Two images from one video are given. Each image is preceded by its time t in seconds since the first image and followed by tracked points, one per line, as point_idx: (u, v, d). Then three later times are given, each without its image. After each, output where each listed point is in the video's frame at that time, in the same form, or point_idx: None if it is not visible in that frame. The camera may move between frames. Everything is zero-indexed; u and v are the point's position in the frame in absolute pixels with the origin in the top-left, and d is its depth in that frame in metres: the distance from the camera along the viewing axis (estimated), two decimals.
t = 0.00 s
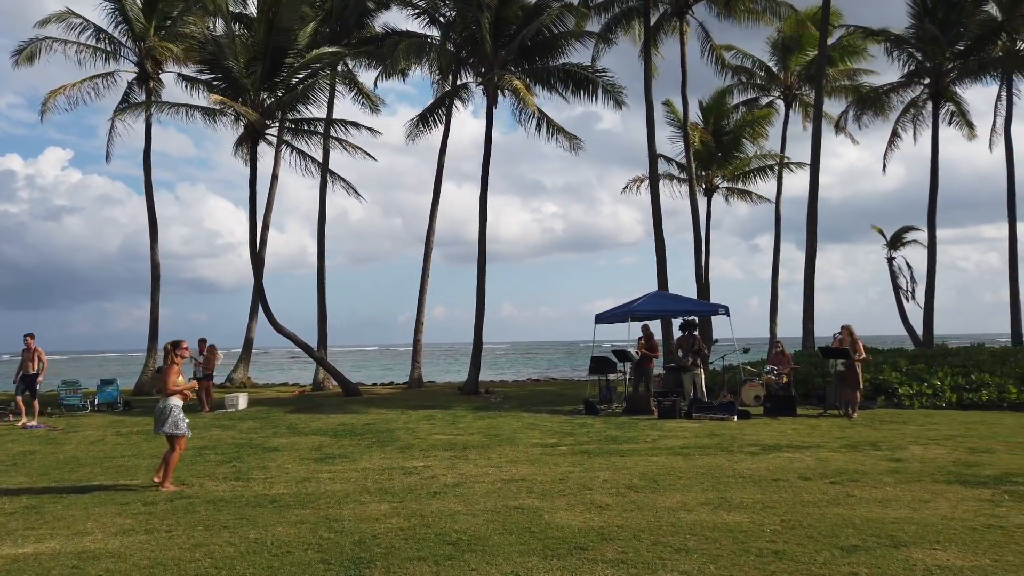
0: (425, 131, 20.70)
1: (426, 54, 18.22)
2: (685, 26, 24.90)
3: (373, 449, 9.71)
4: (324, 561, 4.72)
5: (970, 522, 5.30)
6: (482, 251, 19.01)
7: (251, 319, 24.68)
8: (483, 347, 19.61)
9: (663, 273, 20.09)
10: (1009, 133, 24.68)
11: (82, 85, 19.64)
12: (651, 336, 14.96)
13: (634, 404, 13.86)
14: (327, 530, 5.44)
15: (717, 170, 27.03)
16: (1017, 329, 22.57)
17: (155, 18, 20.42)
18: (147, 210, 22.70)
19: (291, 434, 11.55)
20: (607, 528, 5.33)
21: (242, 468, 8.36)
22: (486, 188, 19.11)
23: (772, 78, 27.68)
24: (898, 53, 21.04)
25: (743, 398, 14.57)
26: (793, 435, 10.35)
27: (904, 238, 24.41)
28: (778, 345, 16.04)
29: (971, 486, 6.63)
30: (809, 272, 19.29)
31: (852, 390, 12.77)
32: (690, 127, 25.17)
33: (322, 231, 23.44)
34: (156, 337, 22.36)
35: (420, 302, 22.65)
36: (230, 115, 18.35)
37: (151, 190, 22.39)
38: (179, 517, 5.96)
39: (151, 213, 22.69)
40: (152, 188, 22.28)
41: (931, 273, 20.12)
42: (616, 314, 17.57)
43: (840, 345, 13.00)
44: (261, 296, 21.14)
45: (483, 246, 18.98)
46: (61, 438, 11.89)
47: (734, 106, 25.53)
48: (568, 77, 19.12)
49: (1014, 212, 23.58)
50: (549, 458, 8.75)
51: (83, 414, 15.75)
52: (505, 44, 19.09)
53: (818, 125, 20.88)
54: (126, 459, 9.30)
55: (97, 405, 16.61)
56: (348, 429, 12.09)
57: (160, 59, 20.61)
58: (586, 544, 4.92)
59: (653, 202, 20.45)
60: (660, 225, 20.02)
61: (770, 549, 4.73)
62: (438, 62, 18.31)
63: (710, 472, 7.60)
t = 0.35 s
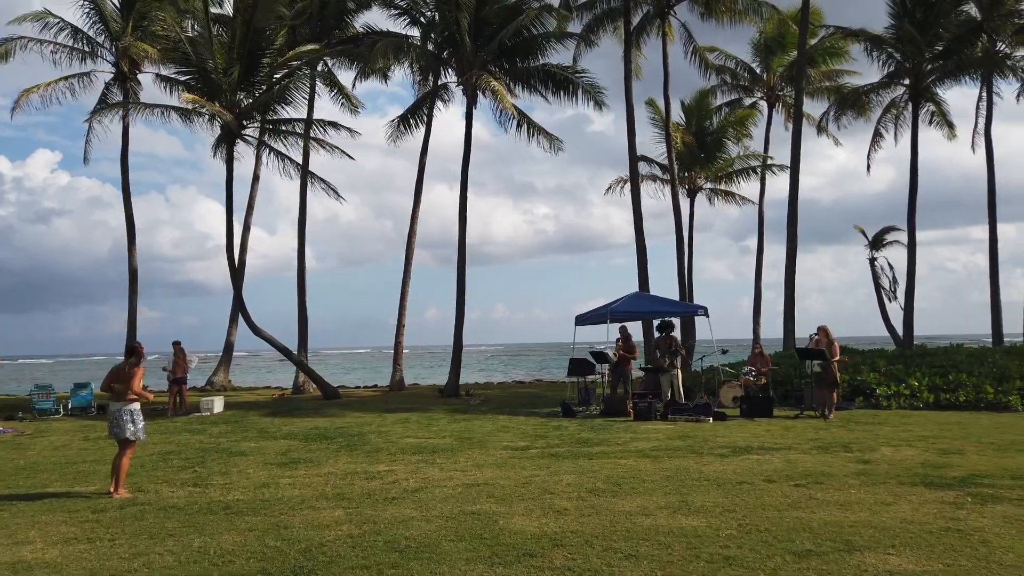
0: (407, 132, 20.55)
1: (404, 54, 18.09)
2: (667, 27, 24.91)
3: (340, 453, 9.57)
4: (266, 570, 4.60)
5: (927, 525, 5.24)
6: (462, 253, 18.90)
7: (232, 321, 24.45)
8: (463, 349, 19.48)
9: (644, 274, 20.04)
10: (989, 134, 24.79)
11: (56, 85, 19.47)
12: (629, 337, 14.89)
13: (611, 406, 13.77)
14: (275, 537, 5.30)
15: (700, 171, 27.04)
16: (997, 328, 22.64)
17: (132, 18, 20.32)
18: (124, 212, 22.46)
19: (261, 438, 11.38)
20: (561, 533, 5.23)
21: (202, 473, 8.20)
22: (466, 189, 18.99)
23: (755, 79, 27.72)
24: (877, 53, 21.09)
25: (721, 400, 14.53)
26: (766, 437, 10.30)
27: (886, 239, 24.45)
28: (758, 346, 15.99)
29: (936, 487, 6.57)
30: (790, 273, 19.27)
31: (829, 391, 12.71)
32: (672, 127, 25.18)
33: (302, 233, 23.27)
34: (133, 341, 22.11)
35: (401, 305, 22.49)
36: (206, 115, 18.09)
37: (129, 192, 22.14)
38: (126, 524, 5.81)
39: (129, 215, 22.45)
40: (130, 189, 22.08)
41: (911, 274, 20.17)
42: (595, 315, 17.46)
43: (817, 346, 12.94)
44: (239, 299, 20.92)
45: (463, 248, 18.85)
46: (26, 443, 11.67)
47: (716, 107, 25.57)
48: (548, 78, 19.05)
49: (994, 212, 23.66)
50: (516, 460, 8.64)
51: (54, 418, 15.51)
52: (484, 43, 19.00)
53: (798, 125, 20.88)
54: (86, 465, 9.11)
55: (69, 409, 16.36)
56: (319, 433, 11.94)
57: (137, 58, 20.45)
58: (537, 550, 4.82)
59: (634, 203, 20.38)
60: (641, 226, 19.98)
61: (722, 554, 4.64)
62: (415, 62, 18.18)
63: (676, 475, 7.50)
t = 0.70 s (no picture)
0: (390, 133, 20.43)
1: (385, 53, 17.98)
2: (653, 27, 24.89)
3: (310, 456, 9.45)
4: None
5: (887, 528, 5.18)
6: (444, 254, 18.79)
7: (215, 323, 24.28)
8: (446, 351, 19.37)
9: (627, 275, 19.98)
10: (973, 135, 24.86)
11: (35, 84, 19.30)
12: (609, 338, 14.83)
13: (591, 408, 13.72)
14: (225, 544, 5.19)
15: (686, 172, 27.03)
16: (980, 328, 22.69)
17: (113, 17, 20.18)
18: (105, 212, 22.27)
19: (233, 442, 11.24)
20: (516, 538, 5.14)
21: (166, 478, 8.06)
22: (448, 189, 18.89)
23: (741, 79, 27.71)
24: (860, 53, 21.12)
25: (702, 401, 14.48)
26: (742, 439, 10.23)
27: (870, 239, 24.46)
28: (739, 347, 15.96)
29: (903, 490, 6.51)
30: (773, 274, 19.25)
31: (807, 392, 12.67)
32: (658, 128, 25.17)
33: (285, 233, 23.12)
34: (114, 343, 21.92)
35: (385, 306, 22.38)
36: (186, 115, 17.90)
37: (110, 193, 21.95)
38: (76, 531, 5.68)
39: (109, 216, 22.25)
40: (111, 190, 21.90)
41: (894, 275, 20.17)
42: (576, 316, 17.38)
43: (795, 347, 12.92)
44: (221, 301, 20.79)
45: (445, 249, 18.76)
46: None
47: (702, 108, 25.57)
48: (530, 78, 18.96)
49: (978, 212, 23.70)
50: (486, 463, 8.54)
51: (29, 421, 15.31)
52: (466, 43, 18.90)
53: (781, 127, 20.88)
54: (51, 469, 8.96)
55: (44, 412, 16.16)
56: (293, 436, 11.83)
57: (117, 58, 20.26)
58: (488, 557, 4.73)
59: (618, 203, 20.34)
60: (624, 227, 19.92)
61: (675, 560, 4.56)
62: (396, 61, 18.07)
63: (644, 478, 7.42)
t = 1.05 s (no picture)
0: (373, 130, 20.27)
1: (369, 50, 17.80)
2: (643, 26, 24.78)
3: (283, 460, 9.29)
4: None
5: (857, 535, 5.03)
6: (430, 253, 18.62)
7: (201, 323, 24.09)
8: (432, 351, 19.21)
9: (615, 275, 19.86)
10: (964, 135, 24.77)
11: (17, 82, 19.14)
12: (593, 338, 14.68)
13: (574, 410, 13.56)
14: (174, 552, 5.02)
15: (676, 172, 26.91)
16: (971, 329, 22.59)
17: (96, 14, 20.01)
18: (90, 212, 22.07)
19: (208, 444, 11.08)
20: (474, 545, 4.99)
21: (132, 481, 7.89)
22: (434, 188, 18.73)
23: (733, 79, 27.61)
24: (850, 52, 21.05)
25: (688, 401, 14.38)
26: (722, 441, 10.11)
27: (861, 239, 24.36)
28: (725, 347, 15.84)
29: (877, 494, 6.38)
30: (761, 274, 19.13)
31: (791, 393, 12.61)
32: (647, 127, 25.06)
33: (271, 233, 22.95)
34: (99, 343, 21.72)
35: (372, 306, 22.24)
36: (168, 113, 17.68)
37: (94, 192, 21.74)
38: (24, 538, 5.51)
39: (94, 215, 22.04)
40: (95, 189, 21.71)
41: (884, 275, 20.06)
42: (562, 316, 17.23)
43: (779, 347, 12.83)
44: (205, 301, 20.62)
45: (431, 249, 18.59)
46: None
47: (692, 107, 25.46)
48: (516, 75, 18.83)
49: (969, 212, 23.59)
50: (459, 466, 8.39)
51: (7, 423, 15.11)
52: (452, 41, 18.79)
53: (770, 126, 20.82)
54: (16, 473, 8.78)
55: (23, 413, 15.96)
56: (271, 438, 11.66)
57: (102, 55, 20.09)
58: (441, 566, 4.57)
59: (605, 203, 20.22)
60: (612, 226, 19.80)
61: (633, 569, 4.41)
62: (381, 59, 17.90)
63: (617, 481, 7.28)
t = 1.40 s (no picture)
0: (357, 126, 20.14)
1: (354, 46, 17.65)
2: (633, 24, 24.66)
3: (254, 461, 9.14)
4: None
5: (821, 539, 4.90)
6: (416, 253, 18.49)
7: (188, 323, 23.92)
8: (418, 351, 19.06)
9: (603, 273, 19.74)
10: (955, 134, 24.67)
11: None
12: (578, 338, 14.54)
13: (557, 410, 13.43)
14: (120, 557, 4.88)
15: (666, 171, 26.78)
16: (961, 329, 22.48)
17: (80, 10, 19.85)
18: (75, 210, 21.90)
19: (183, 445, 10.92)
20: (428, 550, 4.85)
21: (96, 484, 7.75)
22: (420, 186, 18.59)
23: (725, 78, 27.49)
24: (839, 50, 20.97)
25: (673, 401, 14.29)
26: (702, 441, 9.99)
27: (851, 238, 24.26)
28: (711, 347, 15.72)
29: (849, 496, 6.25)
30: (750, 273, 19.00)
31: (775, 393, 12.60)
32: (637, 126, 24.95)
33: (258, 232, 22.80)
34: (84, 343, 21.56)
35: (359, 305, 22.11)
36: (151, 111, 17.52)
37: (79, 191, 21.57)
38: None
39: (79, 214, 21.86)
40: (80, 187, 21.54)
41: (873, 274, 19.94)
42: (547, 315, 17.08)
43: (762, 347, 12.73)
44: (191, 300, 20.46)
45: (417, 248, 18.45)
46: None
47: (682, 106, 25.36)
48: (503, 73, 18.72)
49: (960, 211, 23.49)
50: (431, 468, 8.24)
51: None
52: (437, 38, 18.69)
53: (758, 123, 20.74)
54: None
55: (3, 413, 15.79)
56: (247, 438, 11.50)
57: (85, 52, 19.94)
58: (389, 572, 4.43)
59: (593, 201, 20.09)
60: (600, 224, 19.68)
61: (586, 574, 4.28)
62: (366, 55, 17.76)
63: (587, 483, 7.14)
